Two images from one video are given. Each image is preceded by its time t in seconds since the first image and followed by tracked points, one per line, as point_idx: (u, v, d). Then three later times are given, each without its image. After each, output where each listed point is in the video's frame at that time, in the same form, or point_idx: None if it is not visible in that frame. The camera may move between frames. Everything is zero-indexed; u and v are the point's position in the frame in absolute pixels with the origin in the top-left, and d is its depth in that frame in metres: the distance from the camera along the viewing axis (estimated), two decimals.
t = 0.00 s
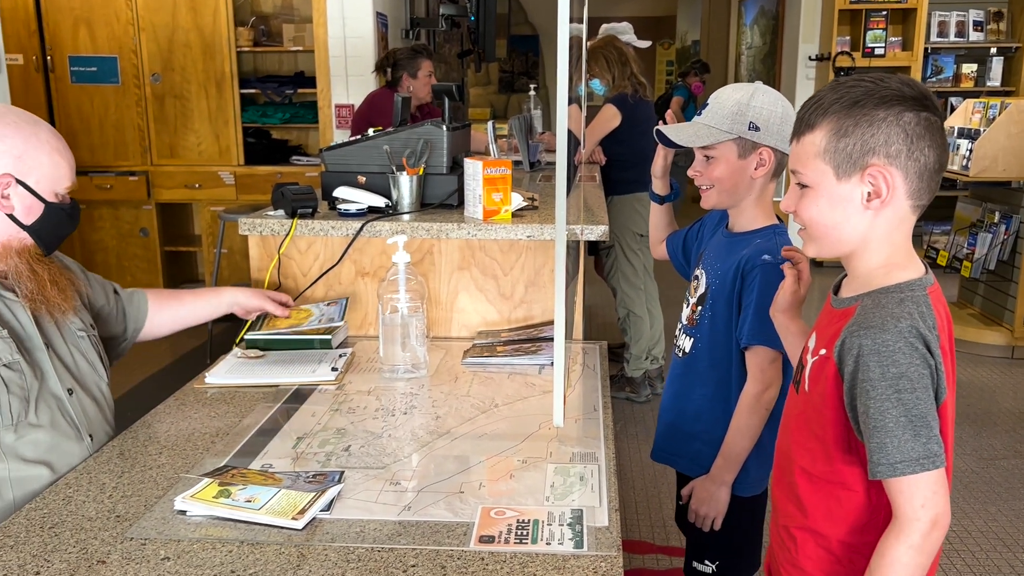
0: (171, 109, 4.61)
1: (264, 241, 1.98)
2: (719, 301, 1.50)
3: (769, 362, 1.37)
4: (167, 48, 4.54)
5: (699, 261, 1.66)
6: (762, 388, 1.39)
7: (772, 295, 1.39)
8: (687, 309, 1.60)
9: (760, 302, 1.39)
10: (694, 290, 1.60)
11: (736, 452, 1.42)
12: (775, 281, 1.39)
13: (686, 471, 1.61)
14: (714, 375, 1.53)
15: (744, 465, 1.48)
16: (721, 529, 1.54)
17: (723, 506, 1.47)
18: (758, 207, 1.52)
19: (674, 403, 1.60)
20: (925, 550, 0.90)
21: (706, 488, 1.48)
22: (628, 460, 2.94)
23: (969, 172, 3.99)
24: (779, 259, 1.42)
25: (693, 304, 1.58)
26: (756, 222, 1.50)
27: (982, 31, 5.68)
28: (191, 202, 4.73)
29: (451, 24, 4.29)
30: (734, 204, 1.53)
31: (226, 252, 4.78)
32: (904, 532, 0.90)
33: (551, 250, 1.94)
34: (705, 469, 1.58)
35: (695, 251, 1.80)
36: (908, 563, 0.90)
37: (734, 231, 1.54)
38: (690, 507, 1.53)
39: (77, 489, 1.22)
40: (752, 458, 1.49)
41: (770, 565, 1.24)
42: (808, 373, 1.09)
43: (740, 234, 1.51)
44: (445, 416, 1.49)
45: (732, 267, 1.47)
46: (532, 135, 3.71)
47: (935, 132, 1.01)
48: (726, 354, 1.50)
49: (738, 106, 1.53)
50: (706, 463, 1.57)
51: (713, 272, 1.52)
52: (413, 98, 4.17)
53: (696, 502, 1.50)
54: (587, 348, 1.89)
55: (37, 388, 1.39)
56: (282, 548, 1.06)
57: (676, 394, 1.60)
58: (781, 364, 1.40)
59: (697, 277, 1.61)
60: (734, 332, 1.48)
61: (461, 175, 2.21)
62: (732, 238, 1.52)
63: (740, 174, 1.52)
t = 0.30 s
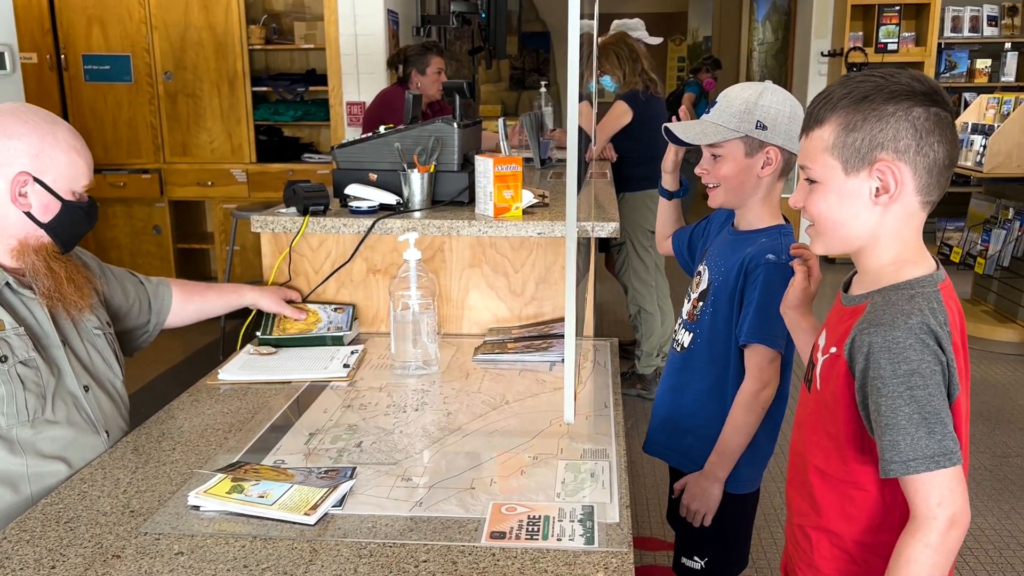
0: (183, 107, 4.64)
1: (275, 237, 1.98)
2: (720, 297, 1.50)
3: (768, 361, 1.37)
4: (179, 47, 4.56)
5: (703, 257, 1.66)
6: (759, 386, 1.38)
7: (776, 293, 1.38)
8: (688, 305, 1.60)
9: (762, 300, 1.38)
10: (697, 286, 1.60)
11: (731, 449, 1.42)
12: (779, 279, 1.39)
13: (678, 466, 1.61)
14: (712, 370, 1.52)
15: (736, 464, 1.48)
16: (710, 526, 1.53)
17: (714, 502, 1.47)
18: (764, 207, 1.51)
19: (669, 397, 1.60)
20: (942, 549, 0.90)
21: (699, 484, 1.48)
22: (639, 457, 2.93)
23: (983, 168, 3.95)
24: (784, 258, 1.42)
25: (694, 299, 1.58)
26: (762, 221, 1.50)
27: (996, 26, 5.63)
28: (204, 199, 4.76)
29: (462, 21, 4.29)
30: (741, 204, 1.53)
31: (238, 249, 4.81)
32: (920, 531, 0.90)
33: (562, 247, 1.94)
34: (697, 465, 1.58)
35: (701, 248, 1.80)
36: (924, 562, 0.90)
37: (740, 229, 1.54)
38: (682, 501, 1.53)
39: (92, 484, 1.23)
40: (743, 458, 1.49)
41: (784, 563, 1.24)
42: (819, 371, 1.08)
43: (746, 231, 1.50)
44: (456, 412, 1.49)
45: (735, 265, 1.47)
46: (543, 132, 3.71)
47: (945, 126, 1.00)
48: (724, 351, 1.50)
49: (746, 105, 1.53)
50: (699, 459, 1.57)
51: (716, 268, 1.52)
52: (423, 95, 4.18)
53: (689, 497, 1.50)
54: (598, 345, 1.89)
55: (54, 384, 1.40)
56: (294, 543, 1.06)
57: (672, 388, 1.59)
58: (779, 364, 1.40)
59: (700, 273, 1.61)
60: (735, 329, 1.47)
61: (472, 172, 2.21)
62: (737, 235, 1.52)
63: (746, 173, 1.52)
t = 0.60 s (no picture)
0: (194, 106, 4.66)
1: (285, 235, 1.99)
2: (734, 295, 1.50)
3: (778, 359, 1.37)
4: (190, 45, 4.58)
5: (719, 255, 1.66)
6: (768, 384, 1.38)
7: (787, 290, 1.38)
8: (702, 302, 1.60)
9: (773, 296, 1.38)
10: (711, 283, 1.59)
11: (740, 445, 1.42)
12: (791, 277, 1.39)
13: (690, 462, 1.62)
14: (724, 368, 1.52)
15: (747, 459, 1.49)
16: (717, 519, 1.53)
17: (721, 496, 1.48)
18: (779, 203, 1.51)
19: (682, 393, 1.60)
20: (946, 549, 0.89)
21: (706, 477, 1.49)
22: (648, 454, 2.93)
23: (995, 164, 3.93)
24: (796, 255, 1.41)
25: (708, 297, 1.58)
26: (777, 219, 1.50)
27: (1008, 21, 5.59)
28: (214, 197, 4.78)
29: (471, 19, 4.29)
30: (754, 199, 1.53)
31: (249, 247, 4.83)
32: (923, 531, 0.90)
33: (571, 244, 1.94)
34: (708, 461, 1.58)
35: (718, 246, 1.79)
36: (927, 562, 0.90)
37: (754, 226, 1.54)
38: (689, 495, 1.54)
39: (104, 480, 1.24)
40: (755, 453, 1.50)
41: (785, 560, 1.24)
42: (825, 368, 1.08)
43: (760, 229, 1.50)
44: (466, 409, 1.50)
45: (748, 262, 1.47)
46: (552, 129, 3.71)
47: (953, 124, 1.00)
48: (737, 349, 1.50)
49: (758, 101, 1.52)
50: (711, 454, 1.58)
51: (730, 266, 1.52)
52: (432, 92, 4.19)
53: (696, 490, 1.51)
54: (607, 342, 1.89)
55: (68, 382, 1.42)
56: (305, 539, 1.07)
57: (684, 385, 1.59)
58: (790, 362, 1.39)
59: (714, 270, 1.61)
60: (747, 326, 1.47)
61: (481, 169, 2.22)
62: (751, 233, 1.52)
63: (759, 170, 1.52)
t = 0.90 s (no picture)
0: (202, 104, 4.67)
1: (294, 233, 2.00)
2: (750, 292, 1.49)
3: (799, 354, 1.37)
4: (198, 44, 4.60)
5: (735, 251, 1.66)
6: (790, 379, 1.38)
7: (801, 284, 1.38)
8: (719, 300, 1.60)
9: (788, 290, 1.38)
10: (728, 280, 1.60)
11: (769, 441, 1.42)
12: (805, 271, 1.38)
13: (719, 462, 1.61)
14: (745, 365, 1.53)
15: (776, 455, 1.48)
16: (753, 519, 1.54)
17: (756, 496, 1.47)
18: (792, 197, 1.50)
19: (705, 390, 1.60)
20: (958, 548, 0.89)
21: (737, 478, 1.48)
22: (655, 452, 2.93)
23: (1006, 161, 3.91)
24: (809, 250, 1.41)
25: (725, 294, 1.58)
26: (791, 213, 1.49)
27: (1018, 17, 5.55)
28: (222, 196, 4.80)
29: (479, 17, 4.30)
30: (767, 194, 1.52)
31: (257, 245, 4.85)
32: (934, 529, 0.90)
33: (579, 242, 1.94)
34: (738, 459, 1.57)
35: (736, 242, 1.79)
36: (940, 560, 0.90)
37: (768, 222, 1.53)
38: (723, 497, 1.53)
39: (115, 477, 1.25)
40: (782, 448, 1.49)
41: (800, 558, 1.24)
42: (837, 365, 1.08)
43: (774, 224, 1.50)
44: (475, 406, 1.50)
45: (761, 258, 1.47)
46: (560, 127, 3.71)
47: (968, 120, 1.00)
48: (757, 348, 1.50)
49: (771, 96, 1.52)
50: (739, 453, 1.57)
51: (744, 263, 1.52)
52: (439, 90, 4.19)
53: (729, 492, 1.50)
54: (615, 339, 1.89)
55: (81, 379, 1.42)
56: (315, 535, 1.08)
57: (707, 383, 1.59)
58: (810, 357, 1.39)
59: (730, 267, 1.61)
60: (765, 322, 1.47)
61: (488, 167, 2.22)
62: (766, 228, 1.51)
63: (772, 165, 1.52)
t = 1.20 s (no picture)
0: (209, 105, 4.69)
1: (301, 232, 2.01)
2: (758, 292, 1.50)
3: (807, 352, 1.37)
4: (205, 45, 4.61)
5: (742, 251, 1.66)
6: (800, 377, 1.38)
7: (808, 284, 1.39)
8: (728, 300, 1.61)
9: (795, 290, 1.39)
10: (736, 280, 1.60)
11: (777, 440, 1.43)
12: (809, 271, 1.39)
13: (729, 460, 1.61)
14: (755, 364, 1.53)
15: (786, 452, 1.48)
16: (759, 515, 1.54)
17: (762, 493, 1.48)
18: (797, 196, 1.51)
19: (715, 390, 1.60)
20: (963, 549, 0.89)
21: (745, 475, 1.49)
22: (661, 450, 2.94)
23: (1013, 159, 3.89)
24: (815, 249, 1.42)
25: (734, 294, 1.59)
26: (796, 212, 1.50)
27: None
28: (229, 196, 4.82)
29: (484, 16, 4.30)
30: (773, 192, 1.53)
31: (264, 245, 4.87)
32: (937, 531, 0.90)
33: (584, 241, 1.95)
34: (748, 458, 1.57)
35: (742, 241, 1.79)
36: (944, 561, 0.90)
37: (774, 221, 1.53)
38: (729, 495, 1.54)
39: (122, 475, 1.26)
40: (794, 444, 1.49)
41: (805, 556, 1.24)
42: (846, 365, 1.08)
43: (780, 223, 1.50)
44: (480, 405, 1.51)
45: (769, 258, 1.47)
46: (566, 126, 3.71)
47: (973, 119, 1.00)
48: (766, 347, 1.50)
49: (775, 96, 1.52)
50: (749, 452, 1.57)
51: (753, 262, 1.52)
52: (445, 90, 4.20)
53: (736, 489, 1.51)
54: (620, 338, 1.89)
55: (89, 378, 1.43)
56: (321, 533, 1.09)
57: (717, 383, 1.60)
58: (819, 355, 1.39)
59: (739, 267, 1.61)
60: (773, 322, 1.47)
61: (494, 166, 2.23)
62: (772, 227, 1.51)
63: (777, 164, 1.52)
